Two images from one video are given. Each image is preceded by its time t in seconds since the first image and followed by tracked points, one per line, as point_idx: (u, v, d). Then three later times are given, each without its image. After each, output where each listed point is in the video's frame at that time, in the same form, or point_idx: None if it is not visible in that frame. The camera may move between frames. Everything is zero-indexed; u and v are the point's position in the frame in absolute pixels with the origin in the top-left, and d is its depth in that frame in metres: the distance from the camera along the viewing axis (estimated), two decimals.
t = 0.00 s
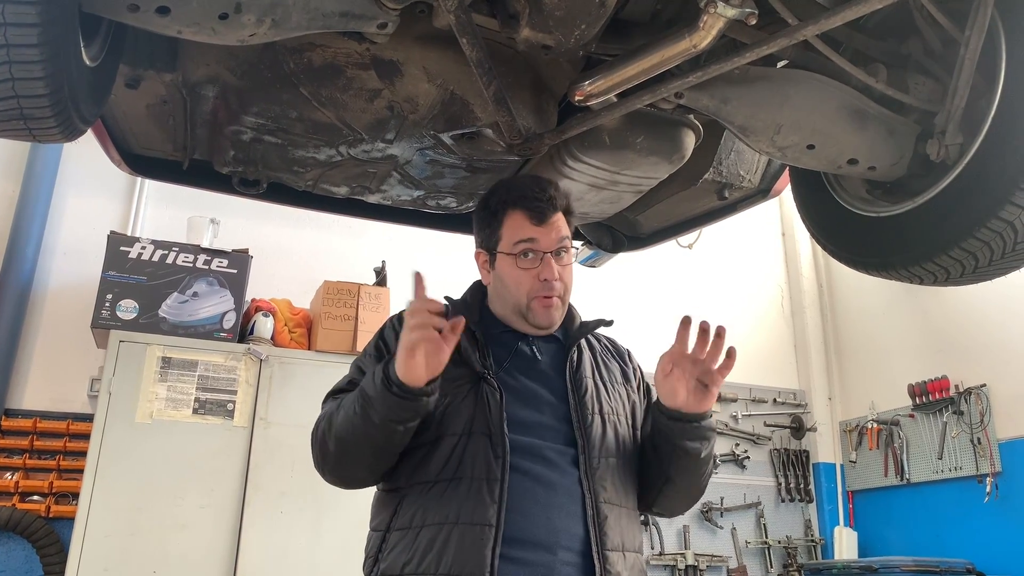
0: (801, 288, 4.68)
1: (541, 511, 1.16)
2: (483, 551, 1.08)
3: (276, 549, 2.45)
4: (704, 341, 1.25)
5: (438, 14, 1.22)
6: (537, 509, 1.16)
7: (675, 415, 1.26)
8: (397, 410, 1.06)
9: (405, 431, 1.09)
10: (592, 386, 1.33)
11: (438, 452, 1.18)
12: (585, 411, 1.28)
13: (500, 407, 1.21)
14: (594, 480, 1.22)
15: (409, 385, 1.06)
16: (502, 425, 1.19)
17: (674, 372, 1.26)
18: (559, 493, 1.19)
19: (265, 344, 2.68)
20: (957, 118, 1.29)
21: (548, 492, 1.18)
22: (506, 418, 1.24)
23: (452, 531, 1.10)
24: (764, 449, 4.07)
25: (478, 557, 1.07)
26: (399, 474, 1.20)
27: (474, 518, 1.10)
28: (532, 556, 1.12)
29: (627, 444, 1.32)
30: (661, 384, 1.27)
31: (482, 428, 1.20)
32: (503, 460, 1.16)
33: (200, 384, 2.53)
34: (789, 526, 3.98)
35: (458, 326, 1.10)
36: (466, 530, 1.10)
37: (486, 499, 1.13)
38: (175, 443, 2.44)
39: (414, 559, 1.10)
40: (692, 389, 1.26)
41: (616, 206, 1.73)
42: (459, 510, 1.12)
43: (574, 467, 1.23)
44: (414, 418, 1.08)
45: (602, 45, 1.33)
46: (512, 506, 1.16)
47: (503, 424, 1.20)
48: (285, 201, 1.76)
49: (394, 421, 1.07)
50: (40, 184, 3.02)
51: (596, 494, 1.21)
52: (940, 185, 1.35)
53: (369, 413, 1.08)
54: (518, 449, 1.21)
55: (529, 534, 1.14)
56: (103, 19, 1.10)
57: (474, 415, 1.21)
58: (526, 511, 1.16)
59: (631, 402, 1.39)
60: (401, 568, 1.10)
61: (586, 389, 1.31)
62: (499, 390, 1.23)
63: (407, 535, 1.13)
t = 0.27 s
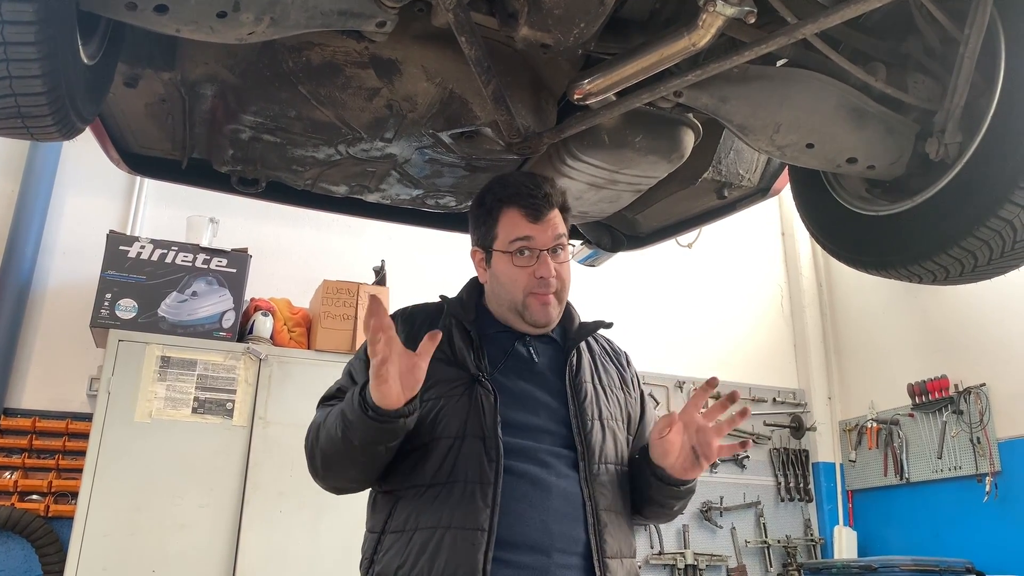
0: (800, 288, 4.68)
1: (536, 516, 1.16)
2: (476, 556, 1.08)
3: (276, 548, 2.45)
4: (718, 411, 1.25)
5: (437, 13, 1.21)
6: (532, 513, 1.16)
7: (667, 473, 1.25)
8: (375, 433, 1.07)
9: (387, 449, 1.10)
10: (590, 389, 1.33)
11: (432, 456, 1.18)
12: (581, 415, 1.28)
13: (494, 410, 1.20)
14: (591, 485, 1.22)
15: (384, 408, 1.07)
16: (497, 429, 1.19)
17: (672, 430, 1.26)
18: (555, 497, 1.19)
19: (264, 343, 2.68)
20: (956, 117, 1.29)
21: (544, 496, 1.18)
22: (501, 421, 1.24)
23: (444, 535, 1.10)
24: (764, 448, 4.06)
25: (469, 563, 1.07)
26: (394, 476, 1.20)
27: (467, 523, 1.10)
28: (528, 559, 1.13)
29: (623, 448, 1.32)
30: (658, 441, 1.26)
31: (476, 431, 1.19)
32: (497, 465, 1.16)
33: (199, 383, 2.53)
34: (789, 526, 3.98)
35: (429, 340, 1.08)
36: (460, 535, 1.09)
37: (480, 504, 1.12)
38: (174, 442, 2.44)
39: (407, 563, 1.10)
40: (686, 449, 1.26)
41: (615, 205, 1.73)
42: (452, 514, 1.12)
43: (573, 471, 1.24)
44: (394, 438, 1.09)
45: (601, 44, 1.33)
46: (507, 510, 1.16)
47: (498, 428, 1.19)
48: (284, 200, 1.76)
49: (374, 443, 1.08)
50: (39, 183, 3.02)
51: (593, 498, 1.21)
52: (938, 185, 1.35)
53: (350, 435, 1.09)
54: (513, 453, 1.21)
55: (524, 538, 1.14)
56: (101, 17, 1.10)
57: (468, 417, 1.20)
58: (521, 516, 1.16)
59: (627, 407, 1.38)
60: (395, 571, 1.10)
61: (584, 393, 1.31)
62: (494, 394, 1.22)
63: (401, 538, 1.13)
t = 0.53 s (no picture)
0: (799, 286, 4.68)
1: (532, 517, 1.16)
2: (469, 557, 1.08)
3: (273, 547, 2.45)
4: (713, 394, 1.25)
5: (433, 10, 1.21)
6: (527, 513, 1.16)
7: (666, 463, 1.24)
8: (375, 445, 1.07)
9: (385, 458, 1.10)
10: (586, 388, 1.33)
11: (427, 456, 1.18)
12: (577, 414, 1.28)
13: (489, 412, 1.20)
14: (587, 485, 1.22)
15: (383, 421, 1.06)
16: (491, 430, 1.19)
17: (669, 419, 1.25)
18: (551, 497, 1.18)
19: (261, 342, 2.67)
20: (952, 115, 1.29)
21: (540, 496, 1.18)
22: (496, 422, 1.23)
23: (438, 537, 1.10)
24: (762, 447, 4.06)
25: (462, 564, 1.07)
26: (389, 476, 1.20)
27: (461, 524, 1.10)
28: (525, 559, 1.12)
29: (620, 447, 1.32)
30: (653, 430, 1.26)
31: (471, 432, 1.19)
32: (491, 466, 1.15)
33: (197, 382, 2.53)
34: (787, 525, 3.98)
35: (428, 352, 1.08)
36: (453, 536, 1.09)
37: (474, 505, 1.12)
38: (172, 441, 2.44)
39: (401, 563, 1.09)
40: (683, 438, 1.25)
41: (613, 204, 1.73)
42: (446, 515, 1.11)
43: (570, 471, 1.24)
44: (392, 447, 1.08)
45: (597, 42, 1.33)
46: (502, 511, 1.16)
47: (493, 429, 1.19)
48: (281, 198, 1.76)
49: (373, 453, 1.08)
50: (36, 182, 3.01)
51: (589, 498, 1.21)
52: (934, 183, 1.35)
53: (348, 445, 1.08)
54: (509, 453, 1.21)
55: (519, 538, 1.14)
56: (96, 14, 1.10)
57: (463, 418, 1.20)
58: (517, 516, 1.16)
59: (623, 405, 1.38)
60: (388, 572, 1.10)
61: (580, 393, 1.31)
62: (489, 395, 1.22)
63: (395, 538, 1.13)
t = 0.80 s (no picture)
0: (797, 286, 4.68)
1: (528, 516, 1.16)
2: (466, 556, 1.08)
3: (271, 547, 2.44)
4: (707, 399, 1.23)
5: (430, 8, 1.21)
6: (523, 512, 1.16)
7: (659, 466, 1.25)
8: (375, 447, 1.06)
9: (385, 458, 1.10)
10: (583, 387, 1.33)
11: (424, 455, 1.18)
12: (574, 413, 1.28)
13: (487, 410, 1.20)
14: (585, 484, 1.22)
15: (384, 423, 1.06)
16: (488, 429, 1.19)
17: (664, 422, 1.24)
18: (548, 497, 1.18)
19: (260, 342, 2.67)
20: (950, 113, 1.29)
21: (537, 495, 1.18)
22: (494, 420, 1.23)
23: (435, 535, 1.09)
24: (761, 447, 4.06)
25: (459, 563, 1.07)
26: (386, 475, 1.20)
27: (458, 523, 1.10)
28: (521, 558, 1.12)
29: (617, 446, 1.32)
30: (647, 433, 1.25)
31: (468, 431, 1.19)
32: (488, 465, 1.15)
33: (195, 381, 2.52)
34: (786, 525, 3.98)
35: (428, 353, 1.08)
36: (451, 535, 1.09)
37: (471, 504, 1.12)
38: (170, 440, 2.44)
39: (398, 562, 1.09)
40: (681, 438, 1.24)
41: (611, 203, 1.73)
42: (443, 514, 1.11)
43: (566, 470, 1.23)
44: (392, 448, 1.08)
45: (595, 39, 1.33)
46: (499, 510, 1.16)
47: (490, 428, 1.19)
48: (279, 197, 1.76)
49: (373, 454, 1.07)
50: (34, 182, 3.01)
51: (586, 497, 1.21)
52: (931, 182, 1.35)
53: (348, 447, 1.08)
54: (506, 452, 1.21)
55: (516, 537, 1.14)
56: (93, 12, 1.10)
57: (461, 417, 1.20)
58: (514, 515, 1.15)
59: (621, 405, 1.38)
60: (385, 571, 1.10)
61: (577, 391, 1.30)
62: (487, 394, 1.22)
63: (392, 537, 1.13)
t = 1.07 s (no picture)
0: (796, 285, 4.68)
1: (528, 513, 1.16)
2: (468, 552, 1.08)
3: (269, 546, 2.44)
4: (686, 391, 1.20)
5: (427, 6, 1.21)
6: (522, 508, 1.16)
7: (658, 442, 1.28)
8: (367, 448, 1.07)
9: (378, 458, 1.11)
10: (581, 384, 1.33)
11: (424, 451, 1.18)
12: (573, 411, 1.28)
13: (487, 407, 1.20)
14: (584, 481, 1.22)
15: (371, 428, 1.06)
16: (489, 425, 1.19)
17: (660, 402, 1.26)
18: (547, 493, 1.18)
19: (258, 341, 2.67)
20: (946, 112, 1.29)
21: (536, 492, 1.18)
22: (494, 417, 1.23)
23: (436, 532, 1.09)
24: (759, 446, 4.06)
25: (461, 559, 1.07)
26: (386, 472, 1.20)
27: (459, 519, 1.10)
28: (521, 555, 1.12)
29: (615, 443, 1.32)
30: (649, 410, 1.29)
31: (468, 427, 1.19)
32: (489, 460, 1.16)
33: (193, 380, 2.52)
34: (784, 524, 3.98)
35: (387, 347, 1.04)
36: (452, 531, 1.09)
37: (473, 500, 1.12)
38: (168, 439, 2.44)
39: (400, 558, 1.09)
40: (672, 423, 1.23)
41: (608, 202, 1.73)
42: (444, 510, 1.11)
43: (565, 466, 1.23)
44: (384, 448, 1.09)
45: (591, 38, 1.33)
46: (499, 506, 1.16)
47: (490, 424, 1.19)
48: (277, 196, 1.76)
49: (365, 457, 1.08)
50: (33, 181, 3.01)
51: (585, 494, 1.21)
52: (928, 180, 1.36)
53: (340, 449, 1.09)
54: (505, 448, 1.21)
55: (516, 533, 1.14)
56: (89, 9, 1.10)
57: (461, 413, 1.20)
58: (513, 511, 1.16)
59: (619, 402, 1.38)
60: (386, 567, 1.10)
61: (575, 388, 1.31)
62: (487, 390, 1.22)
63: (393, 533, 1.13)
